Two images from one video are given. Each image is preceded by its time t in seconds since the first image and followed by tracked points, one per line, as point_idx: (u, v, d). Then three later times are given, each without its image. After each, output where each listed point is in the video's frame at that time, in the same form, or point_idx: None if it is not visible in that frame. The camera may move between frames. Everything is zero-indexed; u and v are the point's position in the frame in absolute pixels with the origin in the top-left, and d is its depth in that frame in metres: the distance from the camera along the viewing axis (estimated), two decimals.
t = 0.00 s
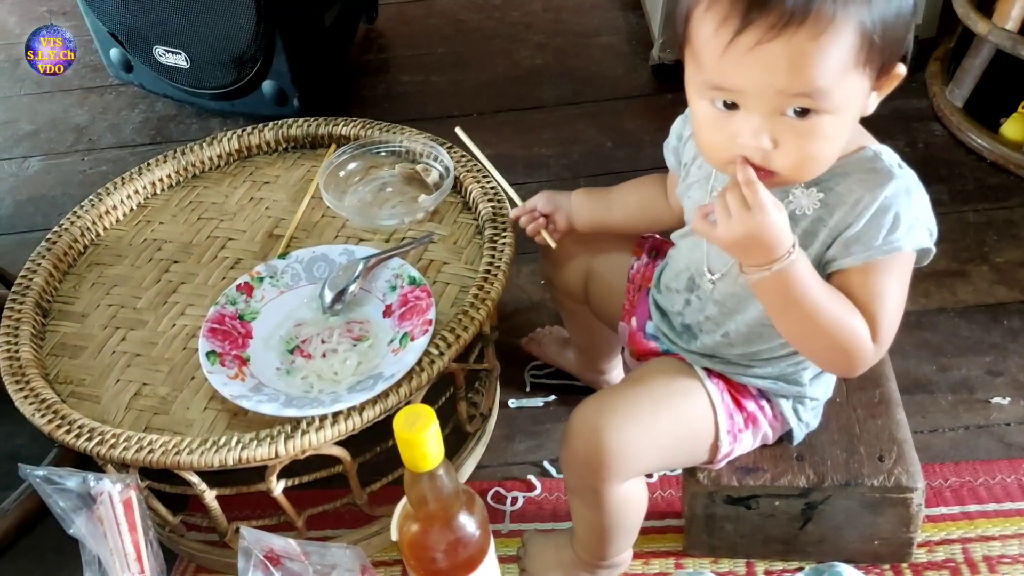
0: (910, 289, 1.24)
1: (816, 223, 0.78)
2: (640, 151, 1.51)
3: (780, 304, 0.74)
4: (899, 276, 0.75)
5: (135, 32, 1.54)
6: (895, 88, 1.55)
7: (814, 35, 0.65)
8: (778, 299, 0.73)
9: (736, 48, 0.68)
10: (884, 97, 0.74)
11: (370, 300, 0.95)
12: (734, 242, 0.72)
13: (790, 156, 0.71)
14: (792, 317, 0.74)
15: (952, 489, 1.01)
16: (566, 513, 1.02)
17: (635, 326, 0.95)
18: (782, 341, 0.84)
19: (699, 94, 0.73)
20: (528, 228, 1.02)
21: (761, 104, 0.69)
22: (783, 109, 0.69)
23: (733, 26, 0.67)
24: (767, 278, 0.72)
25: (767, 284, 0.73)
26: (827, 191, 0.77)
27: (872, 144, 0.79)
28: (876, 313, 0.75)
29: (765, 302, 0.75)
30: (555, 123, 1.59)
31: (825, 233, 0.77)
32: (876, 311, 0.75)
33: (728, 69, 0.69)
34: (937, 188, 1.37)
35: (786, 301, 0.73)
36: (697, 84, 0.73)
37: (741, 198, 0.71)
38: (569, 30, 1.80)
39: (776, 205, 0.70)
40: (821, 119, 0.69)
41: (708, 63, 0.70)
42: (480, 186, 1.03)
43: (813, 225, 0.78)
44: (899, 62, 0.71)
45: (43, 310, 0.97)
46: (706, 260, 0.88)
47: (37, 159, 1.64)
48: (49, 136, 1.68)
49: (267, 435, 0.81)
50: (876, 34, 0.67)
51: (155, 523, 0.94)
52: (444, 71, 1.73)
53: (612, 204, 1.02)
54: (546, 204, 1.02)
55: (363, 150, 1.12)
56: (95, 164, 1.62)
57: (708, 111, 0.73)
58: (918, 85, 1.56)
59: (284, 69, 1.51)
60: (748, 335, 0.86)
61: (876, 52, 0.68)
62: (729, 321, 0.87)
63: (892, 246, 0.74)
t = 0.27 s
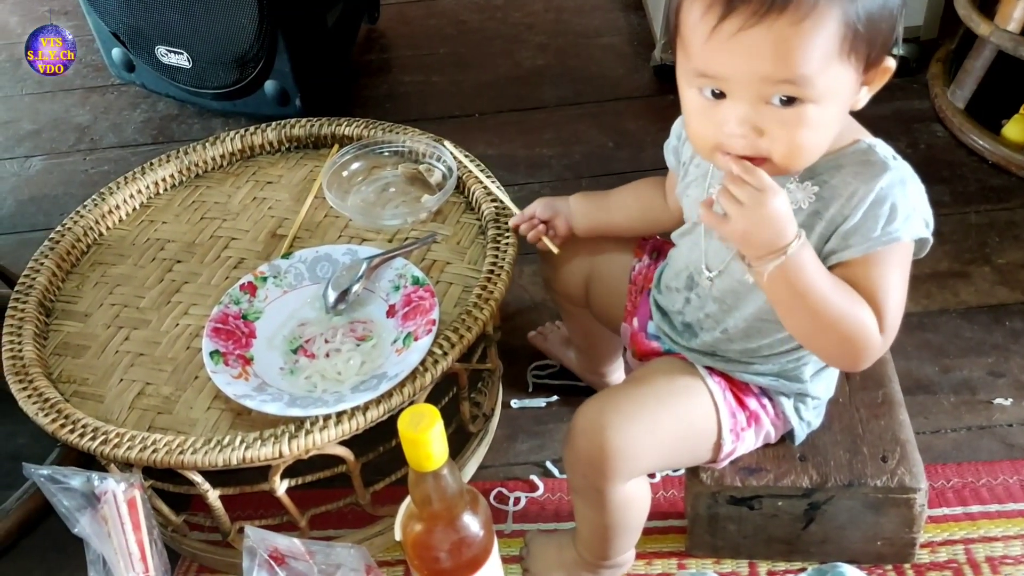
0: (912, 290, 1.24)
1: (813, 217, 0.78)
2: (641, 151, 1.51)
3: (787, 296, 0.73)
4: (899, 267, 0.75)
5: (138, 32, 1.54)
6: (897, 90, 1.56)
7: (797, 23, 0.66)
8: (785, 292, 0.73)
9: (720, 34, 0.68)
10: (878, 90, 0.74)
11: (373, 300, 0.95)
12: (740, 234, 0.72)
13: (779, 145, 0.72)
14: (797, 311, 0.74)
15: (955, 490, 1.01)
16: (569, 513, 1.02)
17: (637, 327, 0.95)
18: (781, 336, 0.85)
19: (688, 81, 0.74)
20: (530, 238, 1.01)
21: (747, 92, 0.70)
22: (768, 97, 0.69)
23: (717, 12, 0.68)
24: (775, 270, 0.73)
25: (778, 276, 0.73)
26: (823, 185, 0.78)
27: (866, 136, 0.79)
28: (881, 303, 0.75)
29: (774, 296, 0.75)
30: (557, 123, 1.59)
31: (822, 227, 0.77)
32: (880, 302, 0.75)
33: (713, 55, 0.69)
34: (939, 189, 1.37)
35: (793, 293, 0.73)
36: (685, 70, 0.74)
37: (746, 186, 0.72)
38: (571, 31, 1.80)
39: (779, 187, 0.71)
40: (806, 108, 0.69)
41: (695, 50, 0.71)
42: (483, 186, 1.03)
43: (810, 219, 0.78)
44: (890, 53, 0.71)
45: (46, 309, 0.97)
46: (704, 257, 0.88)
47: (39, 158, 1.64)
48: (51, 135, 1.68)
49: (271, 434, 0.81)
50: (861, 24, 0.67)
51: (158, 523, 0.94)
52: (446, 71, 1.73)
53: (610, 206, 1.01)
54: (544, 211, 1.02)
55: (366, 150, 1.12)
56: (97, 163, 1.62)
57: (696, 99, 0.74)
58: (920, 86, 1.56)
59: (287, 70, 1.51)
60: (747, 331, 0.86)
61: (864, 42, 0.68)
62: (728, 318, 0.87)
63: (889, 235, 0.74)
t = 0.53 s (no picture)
0: (914, 290, 1.24)
1: (810, 216, 0.78)
2: (643, 152, 1.51)
3: (791, 287, 0.73)
4: (896, 265, 0.75)
5: (140, 32, 1.54)
6: (899, 91, 1.56)
7: (795, 13, 0.66)
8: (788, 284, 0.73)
9: (718, 24, 0.68)
10: (876, 88, 0.74)
11: (377, 300, 0.95)
12: (744, 223, 0.72)
13: (777, 137, 0.72)
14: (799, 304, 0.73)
15: (957, 491, 1.01)
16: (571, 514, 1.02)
17: (639, 327, 0.95)
18: (781, 336, 0.85)
19: (687, 74, 0.74)
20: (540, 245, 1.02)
21: (745, 83, 0.70)
22: (766, 88, 0.69)
23: (716, 2, 0.68)
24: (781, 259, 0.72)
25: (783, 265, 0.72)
26: (820, 183, 0.78)
27: (864, 136, 0.79)
28: (883, 299, 0.74)
29: (777, 287, 0.74)
30: (559, 124, 1.59)
31: (819, 225, 0.78)
32: (882, 297, 0.74)
33: (710, 45, 0.69)
34: (941, 190, 1.37)
35: (798, 284, 0.72)
36: (684, 62, 0.74)
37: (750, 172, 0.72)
38: (573, 31, 1.80)
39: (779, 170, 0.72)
40: (804, 100, 0.69)
41: (693, 41, 0.71)
42: (487, 186, 1.03)
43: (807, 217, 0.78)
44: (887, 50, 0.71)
45: (49, 308, 0.97)
46: (704, 256, 0.88)
47: (41, 158, 1.64)
48: (52, 135, 1.69)
49: (275, 434, 0.81)
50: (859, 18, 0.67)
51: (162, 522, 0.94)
52: (447, 72, 1.73)
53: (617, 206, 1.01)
54: (553, 218, 1.01)
55: (370, 150, 1.12)
56: (99, 163, 1.62)
57: (695, 91, 0.74)
58: (922, 88, 1.56)
59: (289, 70, 1.51)
60: (746, 330, 0.86)
61: (862, 36, 0.68)
62: (728, 318, 0.87)
63: (885, 233, 0.74)
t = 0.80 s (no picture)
0: (914, 292, 1.24)
1: (811, 217, 0.79)
2: (644, 154, 1.51)
3: (797, 291, 0.72)
4: (899, 265, 0.75)
5: (141, 32, 1.55)
6: (899, 93, 1.56)
7: (793, 7, 0.66)
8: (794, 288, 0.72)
9: (716, 21, 0.69)
10: (875, 83, 0.75)
11: (377, 300, 0.95)
12: (750, 230, 0.72)
13: (779, 133, 0.72)
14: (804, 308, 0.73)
15: (956, 492, 1.01)
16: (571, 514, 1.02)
17: (639, 328, 0.96)
18: (782, 337, 0.85)
19: (686, 74, 0.74)
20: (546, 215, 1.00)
21: (745, 80, 0.70)
22: (767, 84, 0.70)
23: None
24: (785, 263, 0.72)
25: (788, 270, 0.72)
26: (820, 184, 0.78)
27: (863, 136, 0.80)
28: (887, 301, 0.74)
29: (783, 292, 0.73)
30: (559, 125, 1.59)
31: (820, 226, 0.78)
32: (886, 297, 0.74)
33: (709, 43, 0.70)
34: (941, 193, 1.38)
35: (804, 287, 0.72)
36: (684, 63, 0.74)
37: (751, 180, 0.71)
38: (574, 33, 1.80)
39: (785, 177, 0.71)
40: (805, 95, 0.69)
41: (692, 40, 0.71)
42: (488, 187, 1.03)
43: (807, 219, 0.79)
44: (886, 42, 0.72)
45: (50, 307, 0.97)
46: (704, 257, 0.88)
47: (41, 157, 1.64)
48: (53, 134, 1.69)
49: (276, 433, 0.81)
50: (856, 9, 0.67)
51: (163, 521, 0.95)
52: (448, 73, 1.74)
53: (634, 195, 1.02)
54: (569, 196, 0.99)
55: (370, 150, 1.12)
56: (100, 163, 1.62)
57: (695, 91, 0.74)
58: (922, 90, 1.57)
59: (290, 71, 1.52)
60: (746, 330, 0.86)
61: (859, 28, 0.68)
62: (729, 318, 0.87)
63: (887, 233, 0.74)
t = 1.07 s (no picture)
0: (914, 296, 1.25)
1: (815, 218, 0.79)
2: (646, 155, 1.51)
3: (799, 298, 0.72)
4: (903, 267, 0.75)
5: (145, 31, 1.55)
6: (901, 97, 1.56)
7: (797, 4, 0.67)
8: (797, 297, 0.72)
9: (721, 20, 0.69)
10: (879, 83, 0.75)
11: (379, 299, 0.95)
12: (759, 244, 0.72)
13: (785, 133, 0.72)
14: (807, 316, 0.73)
15: (956, 496, 1.01)
16: (571, 515, 1.02)
17: (640, 330, 0.96)
18: (785, 338, 0.85)
19: (691, 74, 0.74)
20: (551, 209, 1.01)
21: (750, 78, 0.70)
22: (772, 82, 0.70)
23: None
24: (784, 275, 0.72)
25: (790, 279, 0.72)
26: (824, 185, 0.78)
27: (866, 138, 0.80)
28: (890, 306, 0.74)
29: (786, 298, 0.73)
30: (562, 126, 1.59)
31: (824, 227, 0.78)
32: (889, 299, 0.74)
33: (714, 42, 0.70)
34: (942, 197, 1.38)
35: (807, 295, 0.72)
36: (689, 64, 0.74)
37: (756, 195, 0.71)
38: (576, 35, 1.80)
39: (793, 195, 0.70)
40: (810, 92, 0.70)
41: (696, 40, 0.72)
42: (490, 188, 1.03)
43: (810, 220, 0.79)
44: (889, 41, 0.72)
45: (52, 305, 0.97)
46: (707, 258, 0.89)
47: (43, 155, 1.64)
48: (55, 132, 1.69)
49: (277, 432, 0.81)
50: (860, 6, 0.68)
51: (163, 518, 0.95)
52: (450, 74, 1.74)
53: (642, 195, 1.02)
54: (575, 188, 1.00)
55: (373, 150, 1.13)
56: (101, 161, 1.62)
57: (700, 91, 0.75)
58: (923, 94, 1.57)
59: (293, 70, 1.52)
60: (748, 332, 0.87)
61: (863, 25, 0.69)
62: (731, 319, 0.87)
63: (892, 234, 0.74)
